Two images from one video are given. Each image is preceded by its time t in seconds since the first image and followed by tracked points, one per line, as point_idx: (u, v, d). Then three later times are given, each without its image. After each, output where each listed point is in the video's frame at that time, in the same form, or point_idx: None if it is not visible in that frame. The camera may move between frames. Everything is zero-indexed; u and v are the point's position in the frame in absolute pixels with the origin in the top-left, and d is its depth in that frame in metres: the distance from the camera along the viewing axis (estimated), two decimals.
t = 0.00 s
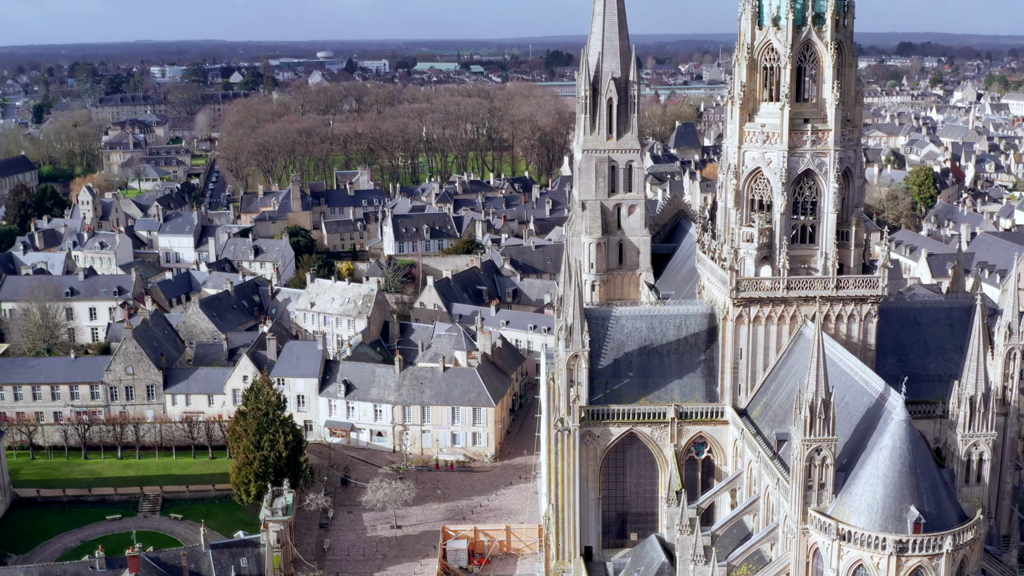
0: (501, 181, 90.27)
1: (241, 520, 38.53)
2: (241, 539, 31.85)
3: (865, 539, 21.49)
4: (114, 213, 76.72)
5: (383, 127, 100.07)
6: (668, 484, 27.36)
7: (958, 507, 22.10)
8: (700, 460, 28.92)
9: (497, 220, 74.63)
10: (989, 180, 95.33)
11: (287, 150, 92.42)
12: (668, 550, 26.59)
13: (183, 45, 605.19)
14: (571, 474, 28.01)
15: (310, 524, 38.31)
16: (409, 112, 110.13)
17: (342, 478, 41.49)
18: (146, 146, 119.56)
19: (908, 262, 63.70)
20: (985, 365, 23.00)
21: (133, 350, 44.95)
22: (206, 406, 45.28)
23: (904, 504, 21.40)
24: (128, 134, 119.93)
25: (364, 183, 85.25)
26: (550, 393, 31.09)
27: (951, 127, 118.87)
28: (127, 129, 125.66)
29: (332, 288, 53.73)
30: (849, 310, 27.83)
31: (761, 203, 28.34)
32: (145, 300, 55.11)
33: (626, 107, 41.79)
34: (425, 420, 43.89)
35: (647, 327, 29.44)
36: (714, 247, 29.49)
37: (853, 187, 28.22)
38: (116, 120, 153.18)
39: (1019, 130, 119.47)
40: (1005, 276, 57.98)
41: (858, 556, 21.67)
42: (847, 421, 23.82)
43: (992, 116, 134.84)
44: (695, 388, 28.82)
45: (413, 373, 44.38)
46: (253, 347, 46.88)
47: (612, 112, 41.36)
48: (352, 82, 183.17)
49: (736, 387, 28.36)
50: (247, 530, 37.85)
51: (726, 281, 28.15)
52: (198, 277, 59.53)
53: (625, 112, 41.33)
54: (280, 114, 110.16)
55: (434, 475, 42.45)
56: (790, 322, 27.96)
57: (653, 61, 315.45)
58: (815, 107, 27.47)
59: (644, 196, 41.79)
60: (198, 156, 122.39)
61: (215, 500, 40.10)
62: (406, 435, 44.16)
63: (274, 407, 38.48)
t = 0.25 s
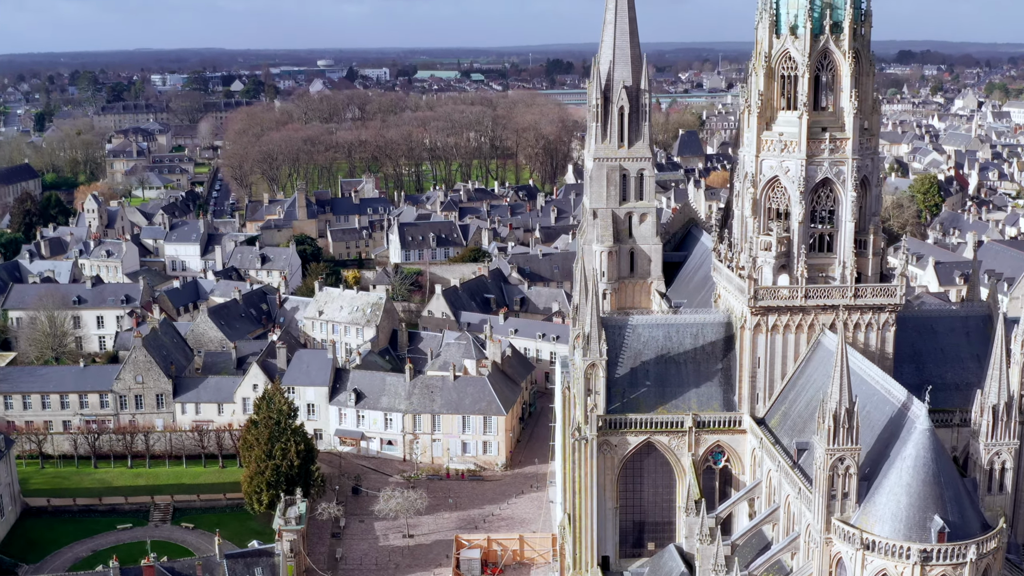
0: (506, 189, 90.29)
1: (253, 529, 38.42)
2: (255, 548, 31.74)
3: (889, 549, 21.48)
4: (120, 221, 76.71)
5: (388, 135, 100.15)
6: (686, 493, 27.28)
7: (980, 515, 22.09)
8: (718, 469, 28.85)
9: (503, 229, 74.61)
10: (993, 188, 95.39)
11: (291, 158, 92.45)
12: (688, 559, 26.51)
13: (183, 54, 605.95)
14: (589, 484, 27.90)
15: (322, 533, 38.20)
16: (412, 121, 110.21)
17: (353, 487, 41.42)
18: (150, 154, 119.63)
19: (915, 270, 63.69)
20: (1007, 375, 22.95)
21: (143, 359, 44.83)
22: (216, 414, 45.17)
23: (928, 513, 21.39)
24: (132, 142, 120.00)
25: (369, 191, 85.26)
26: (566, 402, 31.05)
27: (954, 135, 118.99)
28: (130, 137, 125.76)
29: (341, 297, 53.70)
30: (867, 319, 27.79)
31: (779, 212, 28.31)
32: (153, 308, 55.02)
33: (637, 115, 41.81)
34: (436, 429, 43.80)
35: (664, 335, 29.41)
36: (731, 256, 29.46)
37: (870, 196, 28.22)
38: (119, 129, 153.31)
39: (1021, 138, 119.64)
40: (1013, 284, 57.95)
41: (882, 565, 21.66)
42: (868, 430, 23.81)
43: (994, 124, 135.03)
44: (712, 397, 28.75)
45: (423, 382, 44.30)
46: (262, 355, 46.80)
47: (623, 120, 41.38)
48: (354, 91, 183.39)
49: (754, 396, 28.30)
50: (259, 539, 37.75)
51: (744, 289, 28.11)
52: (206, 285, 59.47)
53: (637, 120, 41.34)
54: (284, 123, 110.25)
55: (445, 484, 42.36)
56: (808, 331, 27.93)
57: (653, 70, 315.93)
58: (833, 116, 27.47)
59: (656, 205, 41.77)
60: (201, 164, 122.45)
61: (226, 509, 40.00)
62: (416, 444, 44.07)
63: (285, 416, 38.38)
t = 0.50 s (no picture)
0: (510, 197, 90.33)
1: (264, 539, 38.28)
2: (269, 558, 31.61)
3: (913, 559, 21.48)
4: (125, 230, 76.68)
5: (392, 143, 100.18)
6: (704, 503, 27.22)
7: (1002, 524, 22.10)
8: (736, 479, 28.79)
9: (509, 237, 74.58)
10: (997, 196, 95.50)
11: (295, 166, 92.43)
12: (707, 570, 26.45)
13: (183, 63, 606.90)
14: (607, 493, 27.83)
15: (334, 543, 38.09)
16: (416, 129, 110.24)
17: (365, 496, 41.33)
18: (153, 162, 119.61)
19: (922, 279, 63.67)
20: None
21: (153, 367, 44.72)
22: (226, 423, 45.06)
23: (950, 523, 21.40)
24: (135, 151, 119.97)
25: (374, 200, 85.25)
26: (582, 411, 30.97)
27: (956, 143, 119.14)
28: (133, 146, 125.75)
29: (349, 305, 53.67)
30: (885, 328, 27.75)
31: (796, 221, 28.31)
32: (160, 316, 54.93)
33: (648, 124, 41.83)
34: (446, 438, 43.69)
35: (681, 344, 29.36)
36: (748, 264, 29.44)
37: (887, 204, 28.20)
38: (121, 137, 153.28)
39: None
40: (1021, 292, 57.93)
41: None
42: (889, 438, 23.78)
43: (996, 132, 135.20)
44: (730, 406, 28.67)
45: (433, 391, 44.24)
46: (272, 364, 46.70)
47: (634, 129, 41.37)
48: (356, 99, 183.49)
49: (772, 405, 28.25)
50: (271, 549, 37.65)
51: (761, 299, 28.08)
52: (213, 294, 59.41)
53: (648, 129, 41.31)
54: (288, 131, 110.28)
55: (455, 493, 42.26)
56: (826, 340, 27.89)
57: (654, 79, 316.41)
58: (850, 125, 27.46)
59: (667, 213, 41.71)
60: (204, 173, 122.42)
61: (237, 518, 39.89)
62: (426, 453, 43.97)
63: (297, 425, 38.27)
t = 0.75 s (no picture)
0: (515, 206, 90.35)
1: (276, 549, 38.16)
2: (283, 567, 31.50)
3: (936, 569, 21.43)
4: (130, 238, 76.62)
5: (396, 151, 100.22)
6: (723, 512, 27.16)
7: None
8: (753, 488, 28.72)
9: (514, 245, 74.56)
10: (1000, 205, 95.61)
11: (300, 175, 92.42)
12: None
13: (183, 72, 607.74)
14: (625, 503, 27.74)
15: (346, 553, 37.97)
16: (419, 138, 110.28)
17: (376, 505, 41.23)
18: (156, 171, 119.57)
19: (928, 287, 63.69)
20: None
21: (163, 377, 44.63)
22: (235, 432, 44.95)
23: (974, 532, 21.36)
24: (138, 159, 119.94)
25: (378, 208, 85.23)
26: (598, 421, 30.88)
27: (958, 152, 119.33)
28: (136, 154, 125.77)
29: (357, 314, 53.64)
30: (903, 337, 27.70)
31: (813, 230, 28.32)
32: (168, 325, 54.87)
33: (660, 133, 41.81)
34: (457, 447, 43.61)
35: (697, 354, 29.32)
36: (764, 273, 29.42)
37: (905, 214, 28.21)
38: (123, 146, 153.23)
39: None
40: None
41: None
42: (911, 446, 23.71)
43: (998, 141, 135.39)
44: (748, 416, 28.61)
45: (444, 400, 44.16)
46: (282, 373, 46.63)
47: (646, 138, 41.35)
48: (357, 108, 183.64)
49: (790, 414, 28.20)
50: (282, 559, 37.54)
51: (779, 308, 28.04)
52: (220, 302, 59.33)
53: (660, 138, 41.29)
54: (291, 139, 110.31)
55: (466, 503, 42.17)
56: (844, 349, 27.83)
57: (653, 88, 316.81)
58: (868, 134, 27.46)
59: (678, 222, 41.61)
60: (206, 181, 122.35)
61: (248, 528, 39.77)
62: (437, 463, 43.86)
63: (308, 434, 38.16)
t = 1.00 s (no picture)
0: (519, 214, 90.39)
1: (288, 559, 38.02)
2: None
3: None
4: (136, 247, 76.58)
5: (400, 160, 100.30)
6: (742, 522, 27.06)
7: None
8: (771, 498, 28.64)
9: (520, 254, 74.56)
10: (1003, 213, 95.77)
11: (304, 183, 92.45)
12: None
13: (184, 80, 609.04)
14: (642, 513, 27.66)
15: (358, 562, 37.84)
16: (423, 146, 110.38)
17: (387, 515, 41.11)
18: (159, 179, 119.57)
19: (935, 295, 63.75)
20: None
21: (173, 386, 44.53)
22: (245, 442, 44.85)
23: (997, 542, 21.31)
24: (141, 168, 119.95)
25: (383, 216, 85.25)
26: (614, 431, 30.84)
27: (961, 160, 119.59)
28: (139, 162, 125.90)
29: (366, 323, 53.63)
30: (921, 346, 27.66)
31: (831, 239, 28.31)
32: (176, 334, 54.80)
33: (671, 141, 41.81)
34: (467, 456, 43.52)
35: (715, 363, 29.30)
36: (781, 283, 29.39)
37: (922, 223, 28.22)
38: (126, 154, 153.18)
39: None
40: None
41: None
42: (933, 456, 23.66)
43: (1000, 149, 135.66)
44: (765, 426, 28.56)
45: (454, 410, 44.10)
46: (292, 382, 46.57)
47: (657, 147, 41.36)
48: (359, 116, 183.83)
49: (808, 424, 28.15)
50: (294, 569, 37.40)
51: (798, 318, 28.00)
52: (227, 311, 59.28)
53: (671, 147, 41.28)
54: (295, 148, 110.40)
55: (477, 512, 42.06)
56: (862, 358, 27.78)
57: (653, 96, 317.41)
58: (886, 144, 27.47)
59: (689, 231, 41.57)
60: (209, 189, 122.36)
61: (259, 538, 39.65)
62: (447, 472, 43.80)
63: (321, 443, 38.06)
